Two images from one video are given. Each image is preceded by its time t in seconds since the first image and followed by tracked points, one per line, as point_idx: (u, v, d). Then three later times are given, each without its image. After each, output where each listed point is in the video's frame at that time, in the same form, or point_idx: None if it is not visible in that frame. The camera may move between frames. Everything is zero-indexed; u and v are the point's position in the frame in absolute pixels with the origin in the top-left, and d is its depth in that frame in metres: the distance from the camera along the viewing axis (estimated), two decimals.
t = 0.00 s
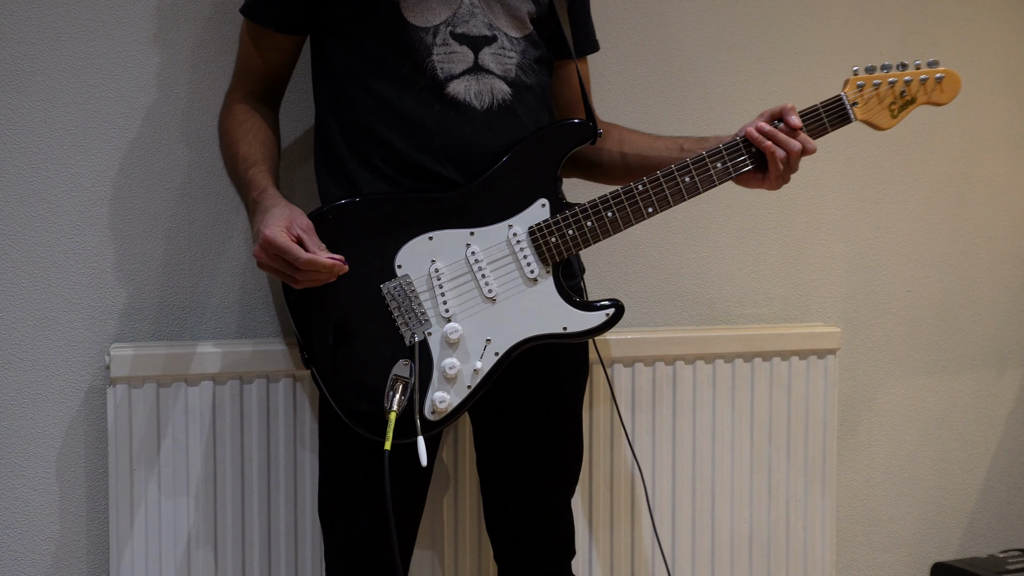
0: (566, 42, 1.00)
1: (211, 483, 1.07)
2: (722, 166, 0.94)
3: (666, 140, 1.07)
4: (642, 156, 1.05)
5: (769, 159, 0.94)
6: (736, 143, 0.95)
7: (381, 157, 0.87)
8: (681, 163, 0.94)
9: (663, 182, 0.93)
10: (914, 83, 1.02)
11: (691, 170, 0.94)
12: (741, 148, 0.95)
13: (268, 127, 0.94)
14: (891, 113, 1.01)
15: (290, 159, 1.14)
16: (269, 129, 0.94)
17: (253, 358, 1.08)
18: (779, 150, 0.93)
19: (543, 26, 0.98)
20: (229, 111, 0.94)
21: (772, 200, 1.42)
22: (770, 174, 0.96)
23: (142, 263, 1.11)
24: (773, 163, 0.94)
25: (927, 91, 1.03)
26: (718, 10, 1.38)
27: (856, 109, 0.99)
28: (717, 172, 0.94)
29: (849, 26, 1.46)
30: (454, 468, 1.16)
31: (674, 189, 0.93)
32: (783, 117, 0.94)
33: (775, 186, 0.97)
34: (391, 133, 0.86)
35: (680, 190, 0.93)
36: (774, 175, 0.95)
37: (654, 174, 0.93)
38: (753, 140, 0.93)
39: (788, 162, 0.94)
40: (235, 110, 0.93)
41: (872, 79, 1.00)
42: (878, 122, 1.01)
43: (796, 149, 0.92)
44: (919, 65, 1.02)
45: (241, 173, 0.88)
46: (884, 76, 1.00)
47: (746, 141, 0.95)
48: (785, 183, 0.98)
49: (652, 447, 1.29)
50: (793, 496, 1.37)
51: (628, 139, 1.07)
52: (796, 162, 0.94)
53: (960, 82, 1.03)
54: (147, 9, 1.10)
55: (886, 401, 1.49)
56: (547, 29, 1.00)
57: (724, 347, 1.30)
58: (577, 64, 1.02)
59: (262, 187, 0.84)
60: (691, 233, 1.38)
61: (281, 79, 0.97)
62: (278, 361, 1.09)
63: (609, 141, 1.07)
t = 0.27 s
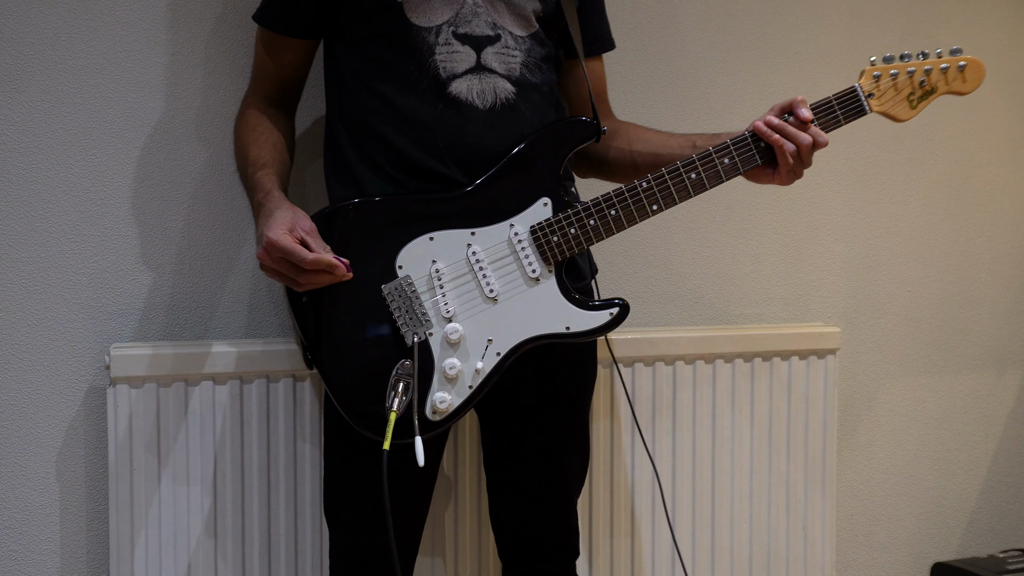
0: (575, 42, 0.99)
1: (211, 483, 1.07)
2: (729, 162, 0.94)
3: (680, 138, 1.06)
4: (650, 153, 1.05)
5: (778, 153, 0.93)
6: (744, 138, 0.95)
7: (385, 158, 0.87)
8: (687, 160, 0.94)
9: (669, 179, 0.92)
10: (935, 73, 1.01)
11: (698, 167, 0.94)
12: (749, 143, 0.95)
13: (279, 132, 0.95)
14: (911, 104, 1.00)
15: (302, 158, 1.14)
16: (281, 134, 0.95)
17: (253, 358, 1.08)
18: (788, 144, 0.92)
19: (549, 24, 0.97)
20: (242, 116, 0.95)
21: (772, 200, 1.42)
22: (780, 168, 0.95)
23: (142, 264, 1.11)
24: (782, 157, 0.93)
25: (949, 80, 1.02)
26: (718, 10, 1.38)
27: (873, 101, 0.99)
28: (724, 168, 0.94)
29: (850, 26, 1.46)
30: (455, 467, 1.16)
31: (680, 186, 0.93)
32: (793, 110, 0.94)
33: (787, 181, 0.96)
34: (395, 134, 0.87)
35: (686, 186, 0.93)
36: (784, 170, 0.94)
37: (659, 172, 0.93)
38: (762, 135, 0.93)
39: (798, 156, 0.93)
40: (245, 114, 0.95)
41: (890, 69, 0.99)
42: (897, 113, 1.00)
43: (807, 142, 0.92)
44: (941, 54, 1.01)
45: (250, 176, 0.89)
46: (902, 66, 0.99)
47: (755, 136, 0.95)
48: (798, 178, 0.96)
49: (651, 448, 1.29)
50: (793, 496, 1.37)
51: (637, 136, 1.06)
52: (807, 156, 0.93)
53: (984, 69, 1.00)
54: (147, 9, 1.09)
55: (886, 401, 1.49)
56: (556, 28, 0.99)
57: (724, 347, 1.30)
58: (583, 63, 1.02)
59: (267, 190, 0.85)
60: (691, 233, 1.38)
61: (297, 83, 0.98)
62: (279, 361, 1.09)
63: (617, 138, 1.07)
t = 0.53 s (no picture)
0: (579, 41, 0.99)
1: (211, 482, 1.07)
2: (733, 158, 0.94)
3: (691, 135, 1.04)
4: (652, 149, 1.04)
5: (783, 148, 0.93)
6: (749, 134, 0.94)
7: (387, 157, 0.87)
8: (690, 157, 0.94)
9: (671, 175, 0.93)
10: (948, 66, 1.00)
11: (702, 163, 0.94)
12: (754, 139, 0.94)
13: (286, 132, 0.95)
14: (925, 97, 0.99)
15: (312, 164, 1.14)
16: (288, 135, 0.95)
17: (252, 358, 1.08)
18: (793, 139, 0.91)
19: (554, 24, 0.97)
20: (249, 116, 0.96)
21: (772, 200, 1.42)
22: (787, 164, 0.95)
23: (142, 264, 1.11)
24: (787, 151, 0.92)
25: (964, 73, 1.00)
26: (718, 11, 1.38)
27: (884, 95, 0.98)
28: (728, 164, 0.94)
29: (849, 26, 1.46)
30: (455, 467, 1.16)
31: (683, 182, 0.93)
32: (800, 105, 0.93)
33: (795, 176, 0.96)
34: (396, 133, 0.87)
35: (689, 182, 0.93)
36: (792, 164, 0.94)
37: (662, 168, 0.93)
38: (767, 130, 0.93)
39: (805, 151, 0.92)
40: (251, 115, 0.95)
41: (902, 63, 0.98)
42: (910, 107, 0.99)
43: (813, 138, 0.90)
44: (955, 47, 1.00)
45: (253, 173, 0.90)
46: (915, 60, 0.98)
47: (761, 131, 0.94)
48: (805, 174, 0.96)
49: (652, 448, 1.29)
50: (793, 497, 1.37)
51: (644, 133, 1.06)
52: (814, 151, 0.92)
53: (1000, 63, 0.99)
54: (147, 9, 1.09)
55: (886, 401, 1.50)
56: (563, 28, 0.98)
57: (724, 347, 1.30)
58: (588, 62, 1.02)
59: (268, 188, 0.85)
60: (691, 233, 1.38)
61: (303, 83, 0.98)
62: (279, 360, 1.09)
63: (624, 135, 1.07)
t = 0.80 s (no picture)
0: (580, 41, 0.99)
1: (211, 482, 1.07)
2: (733, 158, 0.94)
3: (690, 136, 1.04)
4: (652, 151, 1.04)
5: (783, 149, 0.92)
6: (749, 135, 0.94)
7: (387, 156, 0.87)
8: (690, 157, 0.94)
9: (671, 176, 0.93)
10: (948, 67, 1.00)
11: (702, 164, 0.94)
12: (754, 140, 0.94)
13: (284, 132, 0.95)
14: (924, 99, 0.99)
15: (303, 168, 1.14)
16: (285, 133, 0.95)
17: (251, 358, 1.08)
18: (793, 140, 0.91)
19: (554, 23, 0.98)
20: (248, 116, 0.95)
21: (772, 199, 1.42)
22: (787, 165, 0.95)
23: (142, 264, 1.11)
24: (788, 152, 0.92)
25: (962, 74, 1.01)
26: (718, 11, 1.38)
27: (884, 96, 0.97)
28: (728, 165, 0.94)
29: (849, 26, 1.46)
30: (454, 467, 1.16)
31: (682, 183, 0.93)
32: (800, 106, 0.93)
33: (795, 177, 0.95)
34: (397, 132, 0.87)
35: (689, 183, 0.93)
36: (791, 165, 0.94)
37: (662, 169, 0.93)
38: (767, 130, 0.92)
39: (805, 152, 0.92)
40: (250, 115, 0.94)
41: (901, 63, 0.98)
42: (909, 108, 0.99)
43: (813, 138, 0.91)
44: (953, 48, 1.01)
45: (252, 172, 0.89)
46: (914, 60, 0.99)
47: (761, 131, 0.94)
48: (804, 175, 0.96)
49: (651, 448, 1.29)
50: (793, 496, 1.37)
51: (644, 134, 1.06)
52: (814, 152, 0.92)
53: (999, 64, 1.01)
54: (147, 9, 1.09)
55: (886, 401, 1.50)
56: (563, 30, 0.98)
57: (724, 347, 1.31)
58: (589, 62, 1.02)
59: (268, 187, 0.85)
60: (691, 233, 1.38)
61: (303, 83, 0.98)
62: (278, 361, 1.09)
63: (623, 136, 1.07)
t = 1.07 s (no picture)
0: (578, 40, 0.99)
1: (211, 482, 1.07)
2: (733, 160, 0.95)
3: (680, 138, 1.07)
4: (652, 154, 1.05)
5: (782, 152, 0.94)
6: (748, 137, 0.95)
7: (388, 155, 0.87)
8: (691, 158, 0.95)
9: (673, 176, 0.93)
10: (935, 73, 1.02)
11: (703, 164, 0.94)
12: (753, 142, 0.95)
13: (277, 128, 0.93)
14: (911, 104, 1.02)
15: (299, 167, 1.14)
16: (278, 130, 0.94)
17: (251, 357, 1.08)
18: (792, 142, 0.93)
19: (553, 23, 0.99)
20: (238, 110, 0.93)
21: (772, 199, 1.42)
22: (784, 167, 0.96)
23: (142, 264, 1.11)
24: (786, 154, 0.94)
25: (948, 80, 1.03)
26: (718, 11, 1.39)
27: (874, 101, 1.00)
28: (728, 166, 0.95)
29: (849, 26, 1.47)
30: (454, 467, 1.16)
31: (685, 183, 0.93)
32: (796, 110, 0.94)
33: (791, 179, 0.97)
34: (400, 131, 0.86)
35: (691, 184, 0.94)
36: (789, 167, 0.95)
37: (664, 169, 0.93)
38: (766, 133, 0.94)
39: (801, 154, 0.94)
40: (241, 109, 0.93)
41: (890, 69, 1.00)
42: (897, 113, 1.01)
43: (810, 141, 0.93)
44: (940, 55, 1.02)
45: (246, 170, 0.88)
46: (902, 67, 1.01)
47: (759, 134, 0.95)
48: (800, 177, 0.97)
49: (651, 448, 1.29)
50: (793, 496, 1.37)
51: (640, 137, 1.07)
52: (810, 155, 0.94)
53: (983, 71, 1.02)
54: (147, 8, 1.09)
55: (886, 401, 1.50)
56: (560, 26, 0.99)
57: (724, 347, 1.31)
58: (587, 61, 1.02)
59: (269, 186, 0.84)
60: (691, 233, 1.38)
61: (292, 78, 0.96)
62: (279, 360, 1.09)
63: (621, 139, 1.07)
